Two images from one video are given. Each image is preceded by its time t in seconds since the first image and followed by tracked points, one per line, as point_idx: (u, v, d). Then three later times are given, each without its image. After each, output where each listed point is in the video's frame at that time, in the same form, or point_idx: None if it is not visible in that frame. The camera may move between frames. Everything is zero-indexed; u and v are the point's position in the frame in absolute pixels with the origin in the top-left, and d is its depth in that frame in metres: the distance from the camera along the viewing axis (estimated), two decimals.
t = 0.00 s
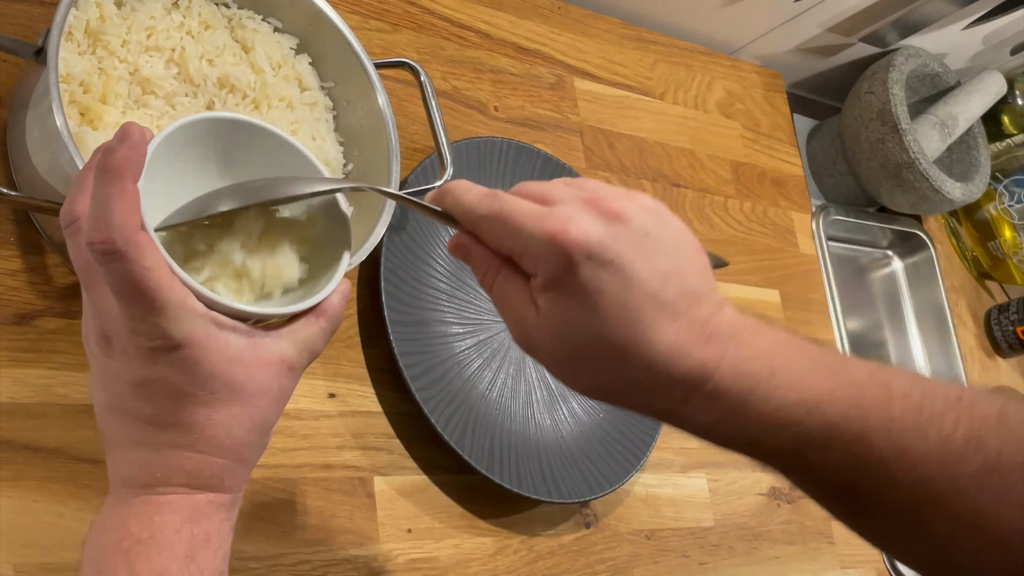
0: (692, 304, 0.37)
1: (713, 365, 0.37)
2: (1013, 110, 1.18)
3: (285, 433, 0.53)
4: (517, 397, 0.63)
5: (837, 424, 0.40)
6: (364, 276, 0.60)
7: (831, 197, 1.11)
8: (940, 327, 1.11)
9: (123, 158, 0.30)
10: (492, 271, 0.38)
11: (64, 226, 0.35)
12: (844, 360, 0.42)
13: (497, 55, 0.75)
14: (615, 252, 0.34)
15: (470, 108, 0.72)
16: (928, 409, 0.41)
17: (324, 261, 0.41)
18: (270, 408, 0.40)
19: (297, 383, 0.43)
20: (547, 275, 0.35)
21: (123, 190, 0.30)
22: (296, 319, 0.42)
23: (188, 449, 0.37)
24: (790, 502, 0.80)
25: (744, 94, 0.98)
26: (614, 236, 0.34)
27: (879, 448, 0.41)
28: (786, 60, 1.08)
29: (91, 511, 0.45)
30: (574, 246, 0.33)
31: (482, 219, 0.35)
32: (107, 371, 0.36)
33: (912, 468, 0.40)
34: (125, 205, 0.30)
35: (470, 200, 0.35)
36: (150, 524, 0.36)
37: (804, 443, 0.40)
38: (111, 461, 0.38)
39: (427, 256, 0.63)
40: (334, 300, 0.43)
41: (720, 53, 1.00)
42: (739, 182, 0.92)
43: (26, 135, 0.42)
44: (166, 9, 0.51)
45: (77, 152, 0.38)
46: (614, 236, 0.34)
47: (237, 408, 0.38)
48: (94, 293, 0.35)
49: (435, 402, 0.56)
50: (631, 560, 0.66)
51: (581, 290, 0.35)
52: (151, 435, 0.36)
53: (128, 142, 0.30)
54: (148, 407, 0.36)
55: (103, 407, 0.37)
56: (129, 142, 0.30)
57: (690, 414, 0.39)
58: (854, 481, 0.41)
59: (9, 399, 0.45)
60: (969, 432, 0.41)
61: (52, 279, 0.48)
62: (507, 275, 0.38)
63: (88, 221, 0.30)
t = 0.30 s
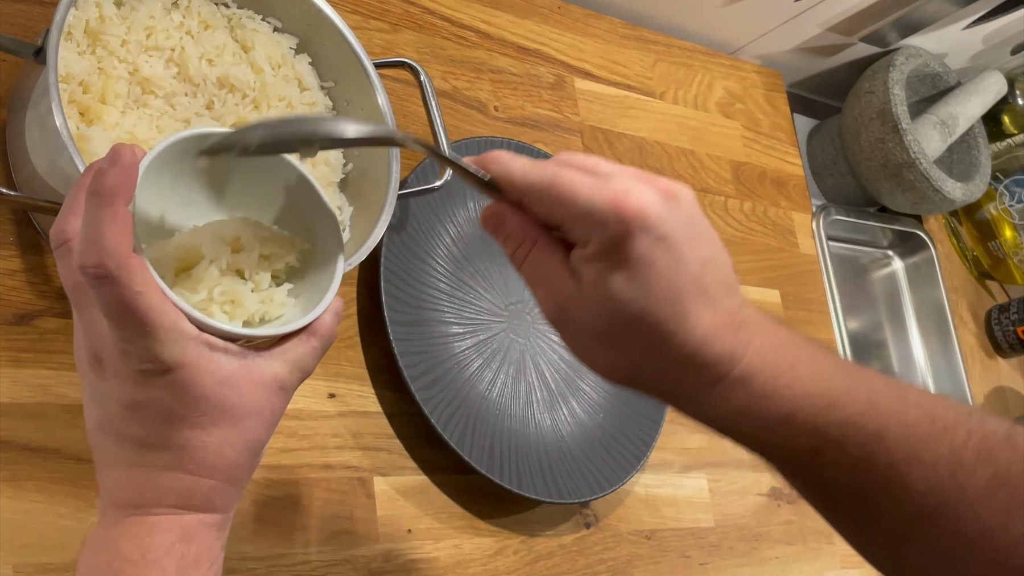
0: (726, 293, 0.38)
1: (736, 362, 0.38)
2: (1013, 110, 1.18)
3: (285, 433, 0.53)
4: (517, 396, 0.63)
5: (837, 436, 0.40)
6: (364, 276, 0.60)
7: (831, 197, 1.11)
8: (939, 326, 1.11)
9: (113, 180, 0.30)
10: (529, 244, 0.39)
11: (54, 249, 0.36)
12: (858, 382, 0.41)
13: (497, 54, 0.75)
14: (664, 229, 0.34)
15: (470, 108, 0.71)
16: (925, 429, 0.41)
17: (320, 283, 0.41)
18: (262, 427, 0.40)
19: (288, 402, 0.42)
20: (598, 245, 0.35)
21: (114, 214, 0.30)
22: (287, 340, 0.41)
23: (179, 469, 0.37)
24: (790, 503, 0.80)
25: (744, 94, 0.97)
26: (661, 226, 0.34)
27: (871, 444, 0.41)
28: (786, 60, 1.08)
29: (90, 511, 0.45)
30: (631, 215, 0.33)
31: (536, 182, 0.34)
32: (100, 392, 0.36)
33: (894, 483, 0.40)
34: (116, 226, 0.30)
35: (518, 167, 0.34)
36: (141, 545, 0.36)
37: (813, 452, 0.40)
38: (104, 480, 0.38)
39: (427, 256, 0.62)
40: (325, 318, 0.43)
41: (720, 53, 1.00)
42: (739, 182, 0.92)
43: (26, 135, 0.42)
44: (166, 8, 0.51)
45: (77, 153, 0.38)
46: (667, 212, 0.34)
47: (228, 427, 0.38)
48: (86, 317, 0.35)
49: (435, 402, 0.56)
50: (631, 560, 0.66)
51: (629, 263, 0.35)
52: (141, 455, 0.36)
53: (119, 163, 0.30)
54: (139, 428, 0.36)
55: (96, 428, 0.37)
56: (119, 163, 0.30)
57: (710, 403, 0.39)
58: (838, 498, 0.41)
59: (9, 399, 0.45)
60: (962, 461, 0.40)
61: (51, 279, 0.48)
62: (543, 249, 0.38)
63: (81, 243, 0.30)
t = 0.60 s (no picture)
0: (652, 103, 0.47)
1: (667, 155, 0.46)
2: (1013, 110, 1.18)
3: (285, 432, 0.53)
4: (517, 397, 0.63)
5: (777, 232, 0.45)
6: (364, 276, 0.60)
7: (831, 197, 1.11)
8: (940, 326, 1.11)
9: (135, 337, 0.30)
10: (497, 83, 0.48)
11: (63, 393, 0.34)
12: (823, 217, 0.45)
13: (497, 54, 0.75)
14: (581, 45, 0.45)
15: (470, 108, 0.72)
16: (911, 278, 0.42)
17: (314, 442, 0.45)
18: None
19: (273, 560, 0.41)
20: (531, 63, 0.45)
21: (134, 367, 0.30)
22: (280, 497, 0.42)
23: None
24: (790, 502, 0.80)
25: (744, 93, 0.98)
26: (570, 46, 0.45)
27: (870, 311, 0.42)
28: (786, 59, 1.08)
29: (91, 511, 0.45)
30: (551, 32, 0.44)
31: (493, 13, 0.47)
32: (93, 541, 0.35)
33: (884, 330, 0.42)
34: (133, 383, 0.30)
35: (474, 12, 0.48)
36: None
37: (758, 246, 0.45)
38: None
39: (427, 256, 0.62)
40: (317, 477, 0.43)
41: (720, 53, 1.00)
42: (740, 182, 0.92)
43: (26, 135, 0.42)
44: (166, 8, 0.51)
45: (77, 153, 0.38)
46: (585, 29, 0.46)
47: None
48: (89, 467, 0.34)
49: (435, 402, 0.56)
50: (631, 560, 0.66)
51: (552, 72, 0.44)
52: None
53: (143, 319, 0.31)
54: None
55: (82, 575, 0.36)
56: (143, 320, 0.30)
57: (653, 194, 0.46)
58: (836, 329, 0.43)
59: (9, 399, 0.45)
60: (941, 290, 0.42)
61: (51, 279, 0.48)
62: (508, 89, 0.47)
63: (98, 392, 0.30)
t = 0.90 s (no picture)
0: (563, 137, 0.41)
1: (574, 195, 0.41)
2: (1012, 110, 1.18)
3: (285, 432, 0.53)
4: (517, 397, 0.63)
5: (691, 258, 0.41)
6: (364, 276, 0.60)
7: (831, 198, 1.11)
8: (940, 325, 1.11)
9: (219, 332, 0.36)
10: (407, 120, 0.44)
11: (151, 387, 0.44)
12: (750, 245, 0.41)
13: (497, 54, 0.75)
14: (483, 91, 0.40)
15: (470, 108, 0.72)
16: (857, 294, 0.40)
17: (369, 449, 0.48)
18: (305, 568, 0.43)
19: (327, 552, 0.45)
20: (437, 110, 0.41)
21: (212, 357, 0.35)
22: (334, 493, 0.45)
23: None
24: (790, 502, 0.80)
25: (744, 93, 0.98)
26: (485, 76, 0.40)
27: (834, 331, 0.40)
28: (785, 60, 1.08)
29: (91, 511, 0.45)
30: (450, 84, 0.40)
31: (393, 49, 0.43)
32: (166, 521, 0.41)
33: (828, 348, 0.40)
34: (211, 371, 0.35)
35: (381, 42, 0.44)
36: None
37: (652, 267, 0.42)
38: None
39: (427, 256, 0.62)
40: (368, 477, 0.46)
41: (719, 53, 1.00)
42: (739, 182, 0.92)
43: (26, 135, 0.42)
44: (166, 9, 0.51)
45: (77, 153, 0.38)
46: (489, 77, 0.40)
47: (276, 562, 0.41)
48: (169, 449, 0.41)
49: (435, 402, 0.56)
50: (631, 560, 0.66)
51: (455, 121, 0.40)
52: None
53: (226, 319, 0.38)
54: (198, 557, 0.39)
55: (156, 552, 0.41)
56: (227, 319, 0.37)
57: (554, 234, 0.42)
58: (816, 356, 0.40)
59: (9, 399, 0.45)
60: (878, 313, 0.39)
61: (51, 279, 0.48)
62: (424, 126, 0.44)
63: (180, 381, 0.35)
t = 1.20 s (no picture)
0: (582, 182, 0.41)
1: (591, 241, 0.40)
2: (1012, 110, 1.18)
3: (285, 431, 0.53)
4: (517, 397, 0.63)
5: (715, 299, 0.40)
6: (364, 277, 0.60)
7: (831, 198, 1.11)
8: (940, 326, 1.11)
9: (224, 323, 0.37)
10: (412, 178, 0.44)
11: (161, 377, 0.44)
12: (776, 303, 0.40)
13: (497, 55, 0.75)
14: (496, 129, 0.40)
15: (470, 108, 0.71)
16: (880, 336, 0.38)
17: (381, 432, 0.48)
18: (319, 553, 0.43)
19: (340, 536, 0.45)
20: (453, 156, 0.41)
21: (218, 346, 0.35)
22: (347, 477, 0.45)
23: None
24: (790, 502, 0.80)
25: (744, 93, 0.98)
26: (500, 116, 0.40)
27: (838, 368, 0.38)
28: (785, 60, 1.08)
29: (91, 511, 0.45)
30: (467, 125, 0.39)
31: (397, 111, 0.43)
32: (178, 510, 0.41)
33: (849, 392, 0.38)
34: (215, 360, 0.35)
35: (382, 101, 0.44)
36: None
37: (680, 317, 0.41)
38: None
39: (427, 256, 0.62)
40: (382, 461, 0.47)
41: (719, 53, 1.00)
42: (739, 182, 0.92)
43: (26, 135, 0.42)
44: (166, 9, 0.51)
45: (77, 153, 0.38)
46: (503, 116, 0.40)
47: (291, 549, 0.42)
48: (179, 438, 0.41)
49: (434, 402, 0.56)
50: (631, 560, 0.66)
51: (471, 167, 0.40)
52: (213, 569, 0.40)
53: (232, 310, 0.38)
54: (212, 544, 0.40)
55: (171, 541, 0.41)
56: (233, 310, 0.38)
57: (572, 278, 0.41)
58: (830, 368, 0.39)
59: (9, 399, 0.45)
60: (915, 359, 0.37)
61: (51, 279, 0.48)
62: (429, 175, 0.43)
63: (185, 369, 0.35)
